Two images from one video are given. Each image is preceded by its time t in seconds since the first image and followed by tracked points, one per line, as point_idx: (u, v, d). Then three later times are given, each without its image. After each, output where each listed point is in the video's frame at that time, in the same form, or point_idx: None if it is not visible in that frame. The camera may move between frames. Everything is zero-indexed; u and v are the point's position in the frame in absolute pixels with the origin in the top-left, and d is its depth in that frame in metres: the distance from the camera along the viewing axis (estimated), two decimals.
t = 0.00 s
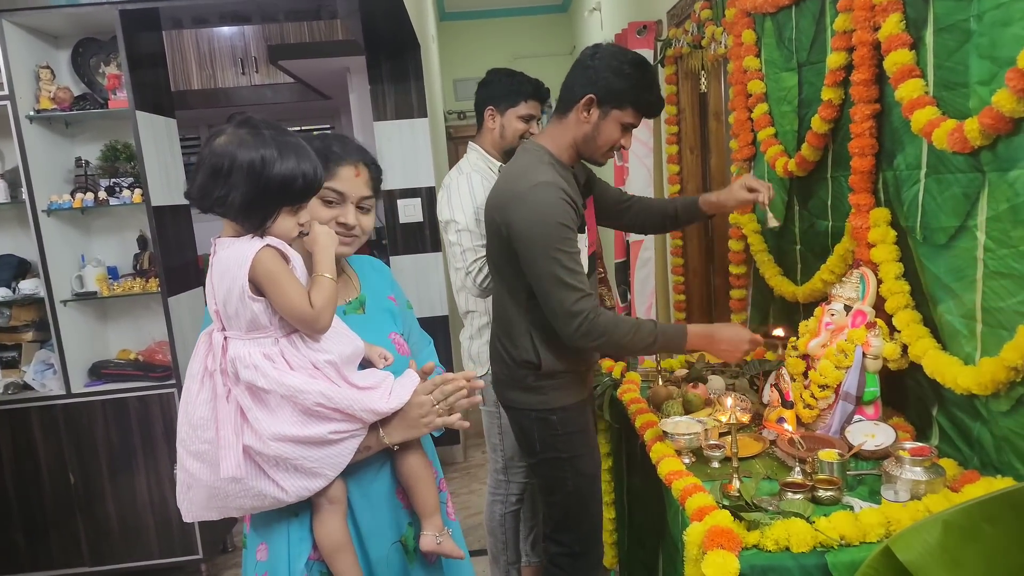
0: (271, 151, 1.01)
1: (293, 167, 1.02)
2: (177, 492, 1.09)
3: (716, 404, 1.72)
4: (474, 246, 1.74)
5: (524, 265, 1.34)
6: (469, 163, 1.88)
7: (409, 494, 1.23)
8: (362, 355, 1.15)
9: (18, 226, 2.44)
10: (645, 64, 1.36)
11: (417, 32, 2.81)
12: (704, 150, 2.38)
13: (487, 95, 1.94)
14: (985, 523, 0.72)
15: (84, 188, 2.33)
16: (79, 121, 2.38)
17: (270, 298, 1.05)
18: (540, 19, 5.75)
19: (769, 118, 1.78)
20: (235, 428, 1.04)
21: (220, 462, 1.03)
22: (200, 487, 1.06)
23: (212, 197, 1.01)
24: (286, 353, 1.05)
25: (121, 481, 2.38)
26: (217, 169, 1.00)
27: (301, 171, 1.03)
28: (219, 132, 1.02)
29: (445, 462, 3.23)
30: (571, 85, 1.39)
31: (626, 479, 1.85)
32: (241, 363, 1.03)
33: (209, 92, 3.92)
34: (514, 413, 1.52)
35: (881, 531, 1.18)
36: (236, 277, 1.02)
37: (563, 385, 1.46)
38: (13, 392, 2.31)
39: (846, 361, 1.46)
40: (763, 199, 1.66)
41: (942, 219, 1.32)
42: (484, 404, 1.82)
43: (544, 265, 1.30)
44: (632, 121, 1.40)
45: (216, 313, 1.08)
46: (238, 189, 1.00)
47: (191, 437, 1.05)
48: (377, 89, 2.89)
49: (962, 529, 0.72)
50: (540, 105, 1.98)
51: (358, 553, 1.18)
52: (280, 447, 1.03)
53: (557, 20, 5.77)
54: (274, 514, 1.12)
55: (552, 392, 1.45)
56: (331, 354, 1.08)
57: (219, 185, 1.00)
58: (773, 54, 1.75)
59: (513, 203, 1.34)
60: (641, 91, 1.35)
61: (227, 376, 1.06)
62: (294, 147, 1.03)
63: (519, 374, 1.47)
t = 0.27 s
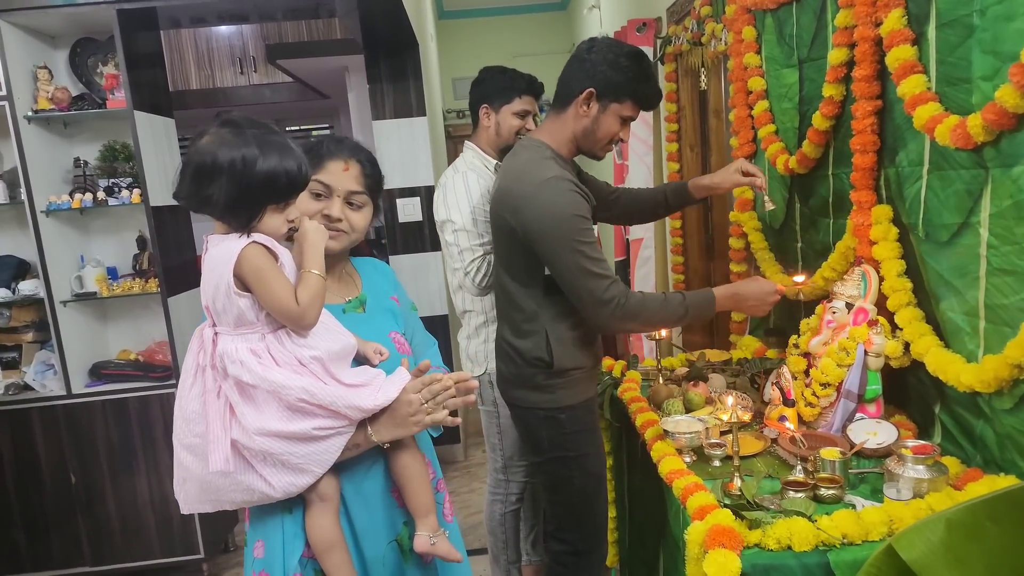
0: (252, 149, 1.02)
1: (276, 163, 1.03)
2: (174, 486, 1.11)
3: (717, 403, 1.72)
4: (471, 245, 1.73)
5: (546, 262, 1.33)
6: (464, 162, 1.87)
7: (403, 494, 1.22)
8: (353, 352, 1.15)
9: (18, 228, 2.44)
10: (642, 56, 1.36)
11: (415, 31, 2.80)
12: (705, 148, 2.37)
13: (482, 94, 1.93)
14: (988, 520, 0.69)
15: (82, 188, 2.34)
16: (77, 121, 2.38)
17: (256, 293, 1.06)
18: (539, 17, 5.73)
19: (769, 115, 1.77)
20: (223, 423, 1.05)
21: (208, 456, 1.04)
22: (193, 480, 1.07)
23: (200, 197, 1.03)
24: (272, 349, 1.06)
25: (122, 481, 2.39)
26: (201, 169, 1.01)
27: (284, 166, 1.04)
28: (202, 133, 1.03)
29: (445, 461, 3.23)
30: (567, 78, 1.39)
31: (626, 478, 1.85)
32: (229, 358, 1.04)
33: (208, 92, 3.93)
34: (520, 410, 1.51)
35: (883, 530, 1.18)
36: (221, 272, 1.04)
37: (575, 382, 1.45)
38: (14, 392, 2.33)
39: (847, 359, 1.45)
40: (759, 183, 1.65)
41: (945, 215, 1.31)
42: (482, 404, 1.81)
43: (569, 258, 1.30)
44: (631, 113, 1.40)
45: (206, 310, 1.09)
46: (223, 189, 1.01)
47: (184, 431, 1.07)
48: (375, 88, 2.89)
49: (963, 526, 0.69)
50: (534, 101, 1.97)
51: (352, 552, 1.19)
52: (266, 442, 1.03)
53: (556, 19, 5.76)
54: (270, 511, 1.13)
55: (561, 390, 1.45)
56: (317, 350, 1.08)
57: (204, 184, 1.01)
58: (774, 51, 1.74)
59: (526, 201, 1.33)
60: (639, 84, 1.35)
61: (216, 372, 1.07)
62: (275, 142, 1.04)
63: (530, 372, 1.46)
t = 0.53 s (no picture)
0: (236, 147, 1.06)
1: (260, 159, 1.08)
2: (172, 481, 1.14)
3: (717, 400, 1.71)
4: (465, 244, 1.72)
5: (558, 262, 1.32)
6: (461, 160, 1.86)
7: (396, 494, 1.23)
8: (344, 348, 1.16)
9: (15, 227, 2.43)
10: (650, 53, 1.36)
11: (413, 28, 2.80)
12: (703, 145, 2.36)
13: (478, 91, 1.94)
14: (989, 516, 0.75)
15: (79, 187, 2.33)
16: (74, 120, 2.37)
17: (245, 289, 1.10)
18: (538, 15, 5.72)
19: (768, 112, 1.77)
20: (214, 418, 1.08)
21: (200, 450, 1.08)
22: (189, 476, 1.11)
23: (188, 193, 1.08)
24: (260, 345, 1.09)
25: (122, 481, 2.39)
26: (187, 167, 1.06)
27: (268, 163, 1.09)
28: (189, 132, 1.08)
29: (446, 459, 3.22)
30: (576, 76, 1.39)
31: (627, 476, 1.85)
32: (219, 354, 1.08)
33: (206, 91, 3.93)
34: (528, 409, 1.50)
35: (883, 526, 1.18)
36: (211, 268, 1.08)
37: (581, 380, 1.46)
38: (13, 392, 2.34)
39: (847, 356, 1.45)
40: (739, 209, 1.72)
41: (944, 211, 1.31)
42: (483, 402, 1.82)
43: (583, 258, 1.30)
44: (638, 112, 1.40)
45: (201, 307, 1.14)
46: (208, 184, 1.06)
47: (181, 425, 1.11)
48: (373, 85, 2.88)
49: (964, 521, 0.75)
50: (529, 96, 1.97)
51: (348, 550, 1.21)
52: (253, 438, 1.06)
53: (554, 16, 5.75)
54: (266, 508, 1.15)
55: (570, 387, 1.45)
56: (305, 346, 1.10)
57: (191, 181, 1.06)
58: (773, 47, 1.74)
59: (539, 200, 1.31)
60: (647, 80, 1.35)
61: (208, 368, 1.11)
62: (259, 139, 1.09)
63: (538, 370, 1.45)
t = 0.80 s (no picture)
0: (224, 146, 1.06)
1: (248, 157, 1.07)
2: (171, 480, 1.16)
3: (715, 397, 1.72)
4: (470, 242, 1.72)
5: (545, 265, 1.32)
6: (456, 160, 1.86)
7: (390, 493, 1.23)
8: (339, 347, 1.16)
9: (8, 229, 2.42)
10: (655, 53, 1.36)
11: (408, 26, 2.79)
12: (699, 142, 2.36)
13: (472, 90, 1.93)
14: (985, 511, 0.76)
15: (73, 188, 2.31)
16: (66, 120, 2.35)
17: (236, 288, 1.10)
18: (534, 12, 5.70)
19: (764, 108, 1.78)
20: (207, 418, 1.10)
21: (194, 449, 1.10)
22: (185, 474, 1.13)
23: (177, 193, 1.07)
24: (252, 344, 1.10)
25: (119, 483, 2.37)
26: (176, 167, 1.06)
27: (256, 160, 1.08)
28: (179, 132, 1.07)
29: (445, 458, 3.22)
30: (580, 73, 1.39)
31: (626, 473, 1.86)
32: (211, 353, 1.09)
33: (200, 90, 3.91)
34: (525, 410, 1.50)
35: (879, 521, 1.19)
36: (202, 268, 1.09)
37: (577, 379, 1.46)
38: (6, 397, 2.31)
39: (843, 351, 1.46)
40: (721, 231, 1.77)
41: (939, 206, 1.31)
42: (481, 401, 1.81)
43: (570, 265, 1.29)
44: (643, 113, 1.40)
45: (194, 307, 1.15)
46: (198, 182, 1.06)
47: (178, 423, 1.12)
48: (369, 83, 2.86)
49: (960, 517, 0.76)
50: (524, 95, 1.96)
51: (344, 549, 1.22)
52: (244, 437, 1.07)
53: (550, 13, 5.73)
54: (261, 507, 1.16)
55: (566, 386, 1.45)
56: (295, 345, 1.10)
57: (181, 181, 1.06)
58: (768, 43, 1.74)
59: (537, 201, 1.30)
60: (652, 81, 1.35)
61: (202, 368, 1.12)
62: (247, 138, 1.08)
63: (534, 371, 1.45)
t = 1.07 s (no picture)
0: (231, 145, 1.07)
1: (254, 157, 1.08)
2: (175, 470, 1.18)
3: (715, 395, 1.71)
4: (469, 238, 1.73)
5: (535, 261, 1.31)
6: (457, 156, 1.87)
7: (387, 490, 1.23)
8: (338, 345, 1.16)
9: (14, 225, 2.44)
10: (670, 55, 1.36)
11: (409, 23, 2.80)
12: (701, 140, 2.35)
13: (475, 89, 1.94)
14: (989, 512, 0.75)
15: (78, 185, 2.33)
16: (72, 117, 2.38)
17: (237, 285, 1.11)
18: (535, 9, 5.72)
19: (766, 106, 1.77)
20: (206, 412, 1.12)
21: (192, 442, 1.12)
22: (185, 467, 1.15)
23: (183, 189, 1.08)
24: (250, 341, 1.11)
25: (122, 478, 2.40)
26: (183, 165, 1.07)
27: (262, 160, 1.09)
28: (189, 131, 1.09)
29: (444, 455, 3.23)
30: (592, 70, 1.39)
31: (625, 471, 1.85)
32: (212, 350, 1.10)
33: (203, 88, 3.95)
34: (513, 411, 1.51)
35: (881, 521, 1.18)
36: (206, 265, 1.10)
37: (566, 381, 1.46)
38: (12, 389, 2.35)
39: (846, 350, 1.44)
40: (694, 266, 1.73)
41: (943, 204, 1.30)
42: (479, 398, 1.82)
43: (560, 263, 1.28)
44: (652, 114, 1.39)
45: (197, 302, 1.16)
46: (203, 180, 1.06)
47: (181, 416, 1.14)
48: (370, 81, 2.88)
49: (963, 516, 0.74)
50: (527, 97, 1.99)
51: (342, 544, 1.23)
52: (240, 432, 1.08)
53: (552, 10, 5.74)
54: (262, 499, 1.18)
55: (552, 390, 1.45)
56: (292, 344, 1.11)
57: (187, 179, 1.07)
58: (771, 40, 1.73)
59: (530, 195, 1.30)
60: (661, 80, 1.34)
61: (202, 362, 1.13)
62: (254, 137, 1.09)
63: (519, 372, 1.46)
